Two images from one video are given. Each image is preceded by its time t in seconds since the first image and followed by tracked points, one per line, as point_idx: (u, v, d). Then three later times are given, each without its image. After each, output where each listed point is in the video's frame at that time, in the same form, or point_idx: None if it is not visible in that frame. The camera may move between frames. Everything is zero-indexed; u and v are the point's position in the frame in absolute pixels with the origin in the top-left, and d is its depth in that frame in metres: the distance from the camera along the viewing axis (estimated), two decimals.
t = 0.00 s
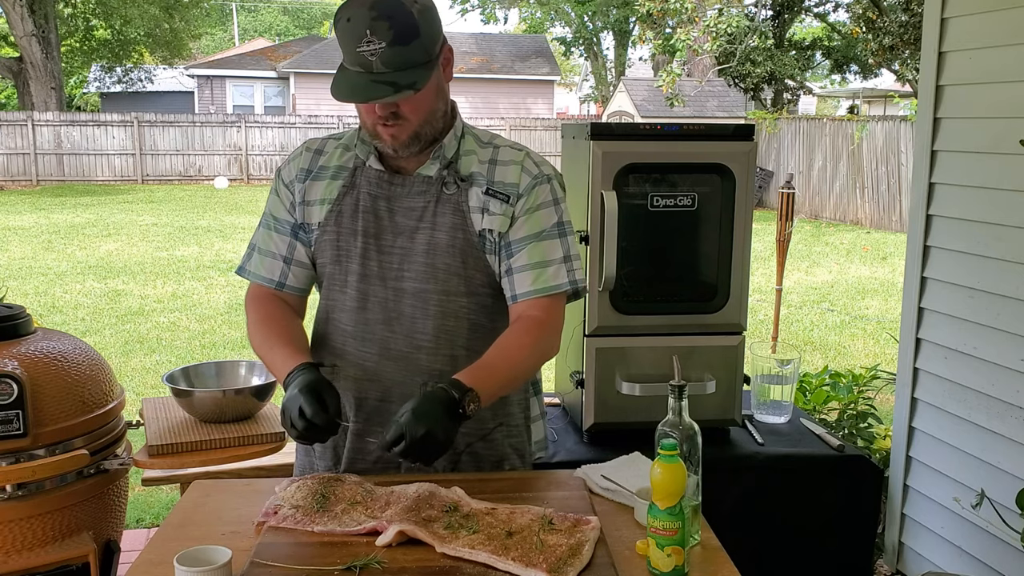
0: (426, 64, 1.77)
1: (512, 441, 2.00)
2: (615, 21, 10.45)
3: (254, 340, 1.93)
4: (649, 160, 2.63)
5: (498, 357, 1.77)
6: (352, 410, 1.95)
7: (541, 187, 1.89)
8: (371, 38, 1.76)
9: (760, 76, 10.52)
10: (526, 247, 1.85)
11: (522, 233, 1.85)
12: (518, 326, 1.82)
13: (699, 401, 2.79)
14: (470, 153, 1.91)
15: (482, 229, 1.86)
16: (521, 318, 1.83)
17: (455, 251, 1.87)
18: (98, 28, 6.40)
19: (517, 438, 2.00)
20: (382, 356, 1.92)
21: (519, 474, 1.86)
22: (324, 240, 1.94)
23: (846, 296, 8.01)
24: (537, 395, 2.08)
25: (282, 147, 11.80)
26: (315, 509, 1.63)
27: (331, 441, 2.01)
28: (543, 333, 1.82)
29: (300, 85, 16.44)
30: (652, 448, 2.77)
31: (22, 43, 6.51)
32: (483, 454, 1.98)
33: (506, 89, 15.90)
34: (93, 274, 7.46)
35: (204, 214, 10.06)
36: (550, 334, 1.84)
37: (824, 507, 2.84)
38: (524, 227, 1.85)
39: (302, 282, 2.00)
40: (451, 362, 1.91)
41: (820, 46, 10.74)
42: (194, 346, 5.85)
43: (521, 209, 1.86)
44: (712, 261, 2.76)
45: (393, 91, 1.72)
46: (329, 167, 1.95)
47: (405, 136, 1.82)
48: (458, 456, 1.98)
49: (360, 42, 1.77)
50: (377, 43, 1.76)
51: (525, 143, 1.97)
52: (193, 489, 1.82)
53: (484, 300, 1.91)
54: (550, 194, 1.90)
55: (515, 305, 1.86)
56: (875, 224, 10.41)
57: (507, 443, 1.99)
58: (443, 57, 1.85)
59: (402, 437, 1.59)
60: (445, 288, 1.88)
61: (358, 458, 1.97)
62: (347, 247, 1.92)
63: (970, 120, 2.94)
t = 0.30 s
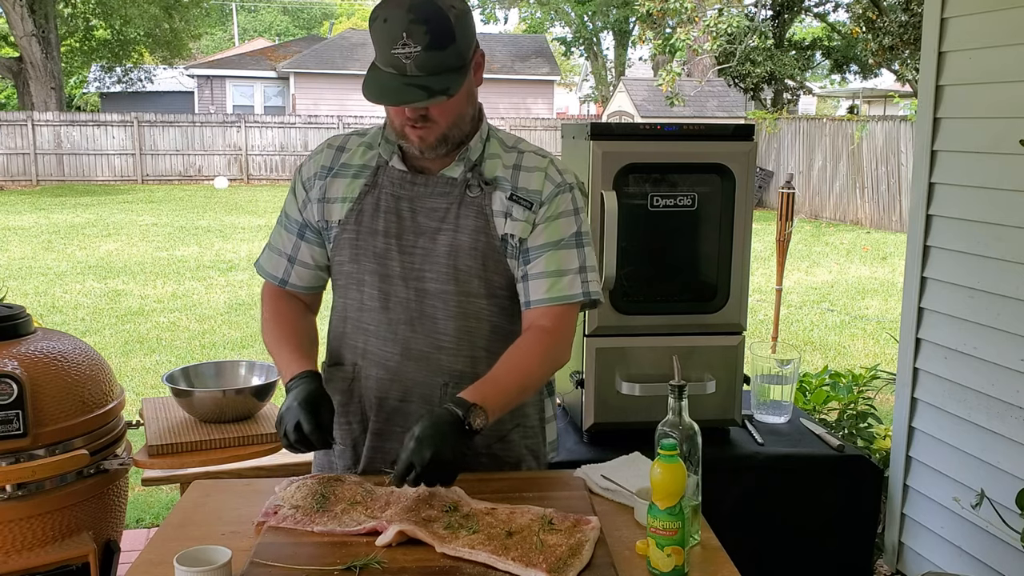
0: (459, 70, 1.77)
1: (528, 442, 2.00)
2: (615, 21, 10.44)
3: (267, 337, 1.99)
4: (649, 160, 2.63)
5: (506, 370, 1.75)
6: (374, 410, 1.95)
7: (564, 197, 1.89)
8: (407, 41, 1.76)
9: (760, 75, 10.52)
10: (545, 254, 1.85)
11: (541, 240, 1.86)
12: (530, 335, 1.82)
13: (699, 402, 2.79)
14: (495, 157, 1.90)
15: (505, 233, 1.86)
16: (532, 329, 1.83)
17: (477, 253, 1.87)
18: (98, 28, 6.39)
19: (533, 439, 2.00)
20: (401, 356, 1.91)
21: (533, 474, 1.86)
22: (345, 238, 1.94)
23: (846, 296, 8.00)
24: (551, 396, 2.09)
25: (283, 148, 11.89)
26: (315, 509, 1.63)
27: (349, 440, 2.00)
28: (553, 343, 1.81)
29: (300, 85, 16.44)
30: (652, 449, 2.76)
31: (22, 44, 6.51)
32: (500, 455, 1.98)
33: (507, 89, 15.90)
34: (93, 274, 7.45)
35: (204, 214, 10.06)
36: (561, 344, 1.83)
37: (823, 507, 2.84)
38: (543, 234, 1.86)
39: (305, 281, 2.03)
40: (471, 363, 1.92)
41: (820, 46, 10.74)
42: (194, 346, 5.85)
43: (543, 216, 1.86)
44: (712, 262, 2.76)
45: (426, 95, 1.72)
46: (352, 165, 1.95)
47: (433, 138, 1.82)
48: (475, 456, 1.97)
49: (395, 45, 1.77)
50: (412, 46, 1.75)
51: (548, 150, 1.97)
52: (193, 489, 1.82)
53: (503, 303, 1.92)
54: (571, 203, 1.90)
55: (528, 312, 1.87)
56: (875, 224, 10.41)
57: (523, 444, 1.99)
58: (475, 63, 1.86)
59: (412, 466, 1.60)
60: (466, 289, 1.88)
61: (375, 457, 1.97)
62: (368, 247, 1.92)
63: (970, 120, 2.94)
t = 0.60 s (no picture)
0: (482, 74, 1.78)
1: (536, 446, 1.99)
2: (615, 21, 10.45)
3: (288, 335, 2.03)
4: (649, 160, 2.62)
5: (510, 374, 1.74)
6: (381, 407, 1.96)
7: (582, 203, 1.85)
8: (431, 42, 1.77)
9: (760, 75, 10.54)
10: (557, 259, 1.82)
11: (554, 245, 1.83)
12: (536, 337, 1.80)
13: (699, 402, 2.78)
14: (513, 160, 1.89)
15: (518, 237, 1.84)
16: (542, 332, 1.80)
17: (490, 256, 1.86)
18: (98, 28, 6.39)
19: (541, 444, 1.99)
20: (413, 355, 1.91)
21: (536, 475, 1.85)
22: (362, 236, 1.95)
23: (846, 296, 8.00)
24: (567, 401, 2.08)
25: (282, 147, 11.89)
26: (315, 509, 1.62)
27: (358, 436, 2.01)
28: (560, 349, 1.78)
29: (300, 85, 16.45)
30: (652, 449, 2.76)
31: (22, 43, 6.51)
32: (506, 459, 1.97)
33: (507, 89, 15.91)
34: (92, 274, 7.45)
35: (204, 214, 10.06)
36: (569, 348, 1.80)
37: (824, 507, 2.83)
38: (556, 239, 1.82)
39: (326, 277, 2.05)
40: (480, 365, 1.91)
41: (820, 46, 10.73)
42: (194, 346, 5.85)
43: (556, 221, 1.83)
44: (712, 262, 2.75)
45: (445, 99, 1.73)
46: (372, 163, 1.96)
47: (452, 139, 1.84)
48: (481, 458, 1.97)
49: (419, 45, 1.77)
50: (435, 48, 1.76)
51: (569, 154, 1.94)
52: (193, 490, 1.81)
53: (515, 306, 1.91)
54: (587, 209, 1.86)
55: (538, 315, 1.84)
56: (875, 223, 10.41)
57: (530, 448, 1.98)
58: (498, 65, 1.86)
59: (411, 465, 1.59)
60: (478, 292, 1.88)
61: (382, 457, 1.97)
62: (384, 245, 1.92)
63: (970, 121, 2.93)
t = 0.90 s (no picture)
0: (478, 75, 1.77)
1: (538, 450, 1.98)
2: (615, 21, 10.45)
3: (297, 334, 2.04)
4: (649, 160, 2.63)
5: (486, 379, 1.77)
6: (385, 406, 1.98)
7: (581, 205, 1.83)
8: (425, 41, 1.77)
9: (760, 75, 10.55)
10: (553, 262, 1.81)
11: (550, 247, 1.82)
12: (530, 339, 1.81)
13: (699, 402, 2.78)
14: (514, 161, 1.88)
15: (517, 238, 1.84)
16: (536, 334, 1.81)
17: (489, 257, 1.86)
18: (97, 28, 6.38)
19: (544, 447, 1.99)
20: (412, 355, 1.93)
21: (536, 476, 1.86)
22: (365, 236, 1.96)
23: (846, 296, 8.00)
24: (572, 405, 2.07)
25: (282, 147, 12.01)
26: (315, 510, 1.62)
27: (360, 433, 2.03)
28: (554, 352, 1.80)
29: (300, 86, 16.46)
30: (652, 449, 2.76)
31: (22, 43, 6.52)
32: (506, 460, 1.97)
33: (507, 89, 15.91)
34: (92, 274, 7.45)
35: (204, 214, 10.06)
36: (560, 355, 1.80)
37: (824, 507, 2.83)
38: (553, 241, 1.82)
39: (335, 277, 2.07)
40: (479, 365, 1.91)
41: (820, 46, 10.73)
42: (194, 346, 5.85)
43: (554, 223, 1.82)
44: (711, 263, 2.75)
45: (439, 97, 1.73)
46: (377, 164, 1.97)
47: (450, 139, 1.83)
48: (481, 459, 1.97)
49: (413, 44, 1.78)
50: (429, 47, 1.77)
51: (571, 154, 1.92)
52: (194, 489, 1.82)
53: (515, 308, 1.90)
54: (586, 211, 1.83)
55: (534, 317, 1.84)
56: (875, 223, 10.41)
57: (531, 451, 1.98)
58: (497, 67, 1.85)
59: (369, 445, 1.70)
60: (477, 294, 1.88)
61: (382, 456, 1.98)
62: (386, 245, 1.93)
63: (970, 121, 2.93)
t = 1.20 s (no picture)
0: (440, 75, 1.76)
1: (526, 448, 1.99)
2: (615, 20, 10.44)
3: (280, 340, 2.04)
4: (649, 160, 2.63)
5: (471, 381, 1.78)
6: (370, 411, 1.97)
7: (557, 200, 1.84)
8: (386, 45, 1.77)
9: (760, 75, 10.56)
10: (534, 259, 1.81)
11: (531, 243, 1.82)
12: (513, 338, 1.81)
13: (699, 402, 2.78)
14: (489, 159, 1.88)
15: (495, 236, 1.84)
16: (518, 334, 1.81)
17: (468, 257, 1.86)
18: (97, 28, 6.37)
19: (532, 446, 2.00)
20: (395, 358, 1.93)
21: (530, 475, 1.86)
22: (344, 240, 1.95)
23: (846, 296, 8.00)
24: (558, 402, 2.08)
25: (282, 147, 11.86)
26: (315, 510, 1.62)
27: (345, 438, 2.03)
28: (537, 351, 1.80)
29: (300, 86, 16.46)
30: (652, 449, 2.76)
31: (22, 44, 6.52)
32: (495, 460, 1.98)
33: (506, 89, 15.90)
34: (92, 273, 7.45)
35: (204, 214, 10.06)
36: (544, 353, 1.81)
37: (824, 507, 2.83)
38: (533, 237, 1.82)
39: (314, 282, 2.07)
40: (462, 367, 1.91)
41: (820, 46, 10.72)
42: (194, 346, 5.85)
43: (532, 219, 1.82)
44: (712, 262, 2.76)
45: (402, 100, 1.72)
46: (353, 167, 1.96)
47: (420, 141, 1.81)
48: (470, 459, 1.97)
49: (374, 49, 1.78)
50: (391, 50, 1.76)
51: (547, 149, 1.93)
52: (194, 490, 1.82)
53: (496, 307, 1.90)
54: (564, 205, 1.84)
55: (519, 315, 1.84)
56: (875, 224, 10.41)
57: (520, 451, 1.99)
58: (463, 65, 1.83)
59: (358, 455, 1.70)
60: (457, 294, 1.88)
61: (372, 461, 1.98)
62: (365, 249, 1.93)
63: (970, 121, 2.93)
